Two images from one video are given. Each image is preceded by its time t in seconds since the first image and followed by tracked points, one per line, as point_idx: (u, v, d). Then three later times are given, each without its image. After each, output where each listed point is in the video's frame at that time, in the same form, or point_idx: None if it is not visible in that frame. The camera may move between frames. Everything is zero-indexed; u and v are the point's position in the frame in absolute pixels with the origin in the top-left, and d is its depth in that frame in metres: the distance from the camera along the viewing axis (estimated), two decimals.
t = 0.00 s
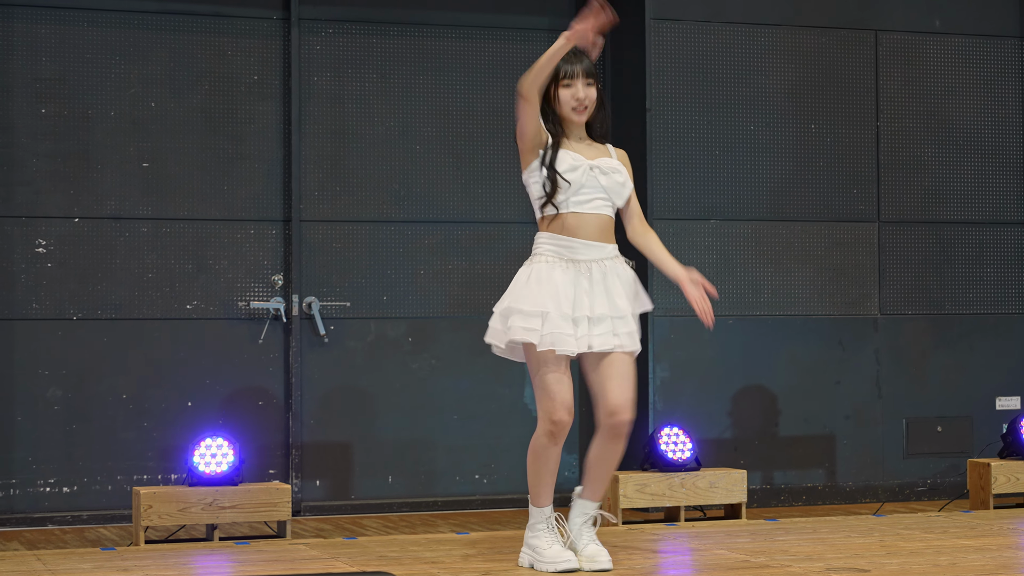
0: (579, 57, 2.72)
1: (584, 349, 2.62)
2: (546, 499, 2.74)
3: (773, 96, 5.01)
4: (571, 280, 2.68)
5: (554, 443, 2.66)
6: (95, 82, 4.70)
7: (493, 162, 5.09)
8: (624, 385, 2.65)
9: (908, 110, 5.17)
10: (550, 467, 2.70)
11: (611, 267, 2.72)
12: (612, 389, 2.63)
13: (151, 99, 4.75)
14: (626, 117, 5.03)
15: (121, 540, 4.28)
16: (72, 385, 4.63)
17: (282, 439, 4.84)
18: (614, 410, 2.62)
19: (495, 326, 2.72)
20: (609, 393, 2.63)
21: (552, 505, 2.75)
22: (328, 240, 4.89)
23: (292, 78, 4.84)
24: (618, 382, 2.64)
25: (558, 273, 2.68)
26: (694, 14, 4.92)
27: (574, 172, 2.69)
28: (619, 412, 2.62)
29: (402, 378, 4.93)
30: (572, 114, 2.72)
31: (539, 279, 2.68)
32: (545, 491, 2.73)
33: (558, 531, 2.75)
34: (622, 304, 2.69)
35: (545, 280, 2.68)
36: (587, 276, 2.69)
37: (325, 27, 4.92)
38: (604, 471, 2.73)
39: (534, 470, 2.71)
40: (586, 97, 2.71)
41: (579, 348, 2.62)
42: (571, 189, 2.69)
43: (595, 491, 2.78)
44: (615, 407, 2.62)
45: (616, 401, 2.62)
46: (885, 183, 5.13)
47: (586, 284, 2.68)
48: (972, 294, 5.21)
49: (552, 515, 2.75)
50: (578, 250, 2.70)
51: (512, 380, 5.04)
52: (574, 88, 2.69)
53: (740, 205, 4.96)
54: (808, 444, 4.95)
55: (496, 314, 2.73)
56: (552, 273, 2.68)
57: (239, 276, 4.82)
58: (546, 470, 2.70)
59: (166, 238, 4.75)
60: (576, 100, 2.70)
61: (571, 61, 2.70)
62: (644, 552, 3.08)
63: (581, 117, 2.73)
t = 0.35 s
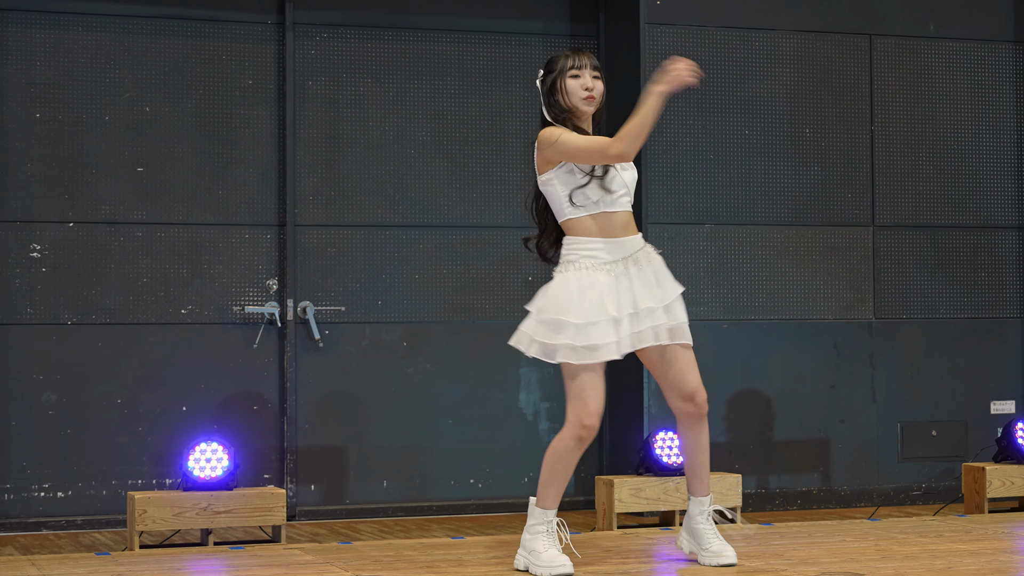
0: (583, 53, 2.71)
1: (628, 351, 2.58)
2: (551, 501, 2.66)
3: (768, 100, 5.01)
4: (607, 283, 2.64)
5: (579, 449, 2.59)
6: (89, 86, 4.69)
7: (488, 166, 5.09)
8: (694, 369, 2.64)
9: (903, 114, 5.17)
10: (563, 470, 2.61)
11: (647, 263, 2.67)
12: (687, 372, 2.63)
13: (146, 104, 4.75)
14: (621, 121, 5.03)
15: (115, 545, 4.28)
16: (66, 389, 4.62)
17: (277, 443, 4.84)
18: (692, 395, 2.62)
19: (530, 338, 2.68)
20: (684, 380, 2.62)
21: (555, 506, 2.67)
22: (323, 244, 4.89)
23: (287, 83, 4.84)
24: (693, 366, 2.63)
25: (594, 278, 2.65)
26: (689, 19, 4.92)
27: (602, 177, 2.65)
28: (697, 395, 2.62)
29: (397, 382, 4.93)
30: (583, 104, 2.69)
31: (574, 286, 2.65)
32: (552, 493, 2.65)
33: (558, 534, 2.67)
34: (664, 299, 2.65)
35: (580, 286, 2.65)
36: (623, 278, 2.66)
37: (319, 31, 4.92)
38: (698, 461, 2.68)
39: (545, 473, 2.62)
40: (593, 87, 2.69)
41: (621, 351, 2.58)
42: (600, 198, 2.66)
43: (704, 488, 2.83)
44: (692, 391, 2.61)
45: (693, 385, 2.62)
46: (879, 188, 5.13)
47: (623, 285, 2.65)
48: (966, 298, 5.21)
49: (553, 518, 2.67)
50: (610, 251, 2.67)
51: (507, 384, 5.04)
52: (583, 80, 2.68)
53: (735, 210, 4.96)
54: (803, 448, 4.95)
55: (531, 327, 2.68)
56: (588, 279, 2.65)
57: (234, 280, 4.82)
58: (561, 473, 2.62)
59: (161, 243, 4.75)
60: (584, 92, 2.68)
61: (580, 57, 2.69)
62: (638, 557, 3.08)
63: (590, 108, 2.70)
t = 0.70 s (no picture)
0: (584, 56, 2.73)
1: (607, 350, 2.59)
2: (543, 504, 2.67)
3: (765, 102, 5.02)
4: (586, 282, 2.64)
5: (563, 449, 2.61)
6: (86, 87, 4.69)
7: (485, 168, 5.09)
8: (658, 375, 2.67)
9: (900, 115, 5.17)
10: (551, 471, 2.63)
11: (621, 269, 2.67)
12: (648, 380, 2.65)
13: (143, 105, 4.75)
14: (618, 122, 5.04)
15: (112, 546, 4.28)
16: (63, 390, 4.62)
17: (274, 445, 4.84)
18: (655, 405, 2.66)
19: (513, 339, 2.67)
20: (646, 389, 2.65)
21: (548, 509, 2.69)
22: (320, 245, 4.89)
23: (284, 83, 4.84)
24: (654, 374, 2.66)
25: (572, 278, 2.65)
26: (686, 20, 4.92)
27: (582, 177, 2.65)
28: (660, 403, 2.66)
29: (394, 383, 4.93)
30: (583, 106, 2.72)
31: (553, 286, 2.64)
32: (543, 495, 2.67)
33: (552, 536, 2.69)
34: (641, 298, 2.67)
35: (558, 286, 2.64)
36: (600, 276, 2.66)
37: (317, 32, 4.92)
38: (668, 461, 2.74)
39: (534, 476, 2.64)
40: (595, 91, 2.72)
41: (602, 350, 2.59)
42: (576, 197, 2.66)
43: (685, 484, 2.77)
44: (655, 400, 2.66)
45: (653, 394, 2.65)
46: (876, 189, 5.13)
47: (600, 284, 2.64)
48: (963, 300, 5.21)
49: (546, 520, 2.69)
50: (587, 250, 2.67)
51: (504, 385, 5.05)
52: (583, 83, 2.70)
53: (732, 211, 4.96)
54: (800, 449, 4.95)
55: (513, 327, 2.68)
56: (566, 278, 2.65)
57: (231, 281, 4.82)
58: (547, 476, 2.64)
59: (158, 244, 4.75)
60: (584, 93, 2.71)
61: (578, 59, 2.71)
62: (635, 557, 3.07)
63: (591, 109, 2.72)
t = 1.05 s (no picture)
0: (567, 66, 2.73)
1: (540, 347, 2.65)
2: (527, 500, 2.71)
3: (763, 103, 5.02)
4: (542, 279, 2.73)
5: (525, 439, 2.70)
6: (84, 88, 4.69)
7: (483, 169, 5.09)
8: (558, 377, 2.61)
9: (898, 116, 5.17)
10: (522, 464, 2.71)
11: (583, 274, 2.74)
12: (544, 377, 2.59)
13: (141, 106, 4.75)
14: (616, 123, 5.04)
15: (110, 547, 4.28)
16: (61, 391, 4.62)
17: (271, 445, 4.84)
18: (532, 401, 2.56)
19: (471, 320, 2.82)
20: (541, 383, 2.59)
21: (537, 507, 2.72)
22: (318, 247, 4.89)
23: (281, 85, 4.84)
24: (550, 375, 2.60)
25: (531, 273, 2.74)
26: (684, 21, 4.92)
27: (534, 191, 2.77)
28: (535, 402, 2.55)
29: (392, 384, 4.93)
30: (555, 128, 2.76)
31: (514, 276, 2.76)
32: (525, 491, 2.71)
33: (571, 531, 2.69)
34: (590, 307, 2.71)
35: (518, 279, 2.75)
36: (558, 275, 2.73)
37: (314, 34, 4.92)
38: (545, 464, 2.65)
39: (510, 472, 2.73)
40: (569, 116, 2.73)
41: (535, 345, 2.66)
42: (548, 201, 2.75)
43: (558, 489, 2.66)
44: (533, 396, 2.56)
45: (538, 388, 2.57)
46: (873, 190, 5.13)
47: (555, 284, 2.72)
48: (961, 300, 5.21)
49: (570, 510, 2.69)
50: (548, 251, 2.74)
51: (502, 386, 5.05)
52: (560, 107, 2.72)
53: (730, 212, 4.96)
54: (798, 450, 4.95)
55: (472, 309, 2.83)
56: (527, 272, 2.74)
57: (228, 282, 4.82)
58: (516, 469, 2.72)
59: (156, 245, 4.75)
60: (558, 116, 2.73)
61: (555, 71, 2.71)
62: (632, 558, 3.07)
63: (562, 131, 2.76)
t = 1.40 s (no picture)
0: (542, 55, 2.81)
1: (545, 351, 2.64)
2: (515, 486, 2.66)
3: (762, 103, 5.02)
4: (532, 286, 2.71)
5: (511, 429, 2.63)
6: (83, 88, 4.69)
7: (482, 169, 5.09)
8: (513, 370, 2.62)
9: (897, 116, 5.18)
10: (513, 452, 2.66)
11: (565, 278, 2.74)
12: (500, 374, 2.61)
13: (139, 106, 4.75)
14: (614, 124, 5.04)
15: (109, 547, 4.28)
16: (60, 391, 4.62)
17: (270, 446, 4.84)
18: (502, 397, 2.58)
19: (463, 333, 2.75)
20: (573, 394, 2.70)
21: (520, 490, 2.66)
22: (317, 247, 4.89)
23: (280, 85, 4.84)
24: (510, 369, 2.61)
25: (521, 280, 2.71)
26: (682, 22, 4.92)
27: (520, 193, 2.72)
28: (580, 414, 2.67)
29: (390, 385, 4.93)
30: (545, 101, 2.77)
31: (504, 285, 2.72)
32: (512, 478, 2.66)
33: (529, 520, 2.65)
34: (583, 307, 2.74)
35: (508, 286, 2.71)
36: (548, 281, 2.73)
37: (313, 34, 4.92)
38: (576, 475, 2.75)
39: (494, 458, 2.67)
40: (557, 84, 2.77)
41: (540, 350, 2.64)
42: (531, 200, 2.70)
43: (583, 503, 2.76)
44: (575, 408, 2.67)
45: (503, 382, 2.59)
46: (872, 190, 5.13)
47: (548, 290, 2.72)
48: (960, 301, 5.22)
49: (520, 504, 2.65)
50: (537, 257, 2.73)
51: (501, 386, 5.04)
52: (542, 74, 2.76)
53: (729, 212, 4.96)
54: (797, 451, 4.95)
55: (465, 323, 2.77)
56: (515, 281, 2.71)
57: (227, 282, 4.82)
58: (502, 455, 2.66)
59: (154, 245, 4.75)
60: (547, 88, 2.76)
61: (538, 58, 2.78)
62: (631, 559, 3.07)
63: (555, 105, 2.77)
